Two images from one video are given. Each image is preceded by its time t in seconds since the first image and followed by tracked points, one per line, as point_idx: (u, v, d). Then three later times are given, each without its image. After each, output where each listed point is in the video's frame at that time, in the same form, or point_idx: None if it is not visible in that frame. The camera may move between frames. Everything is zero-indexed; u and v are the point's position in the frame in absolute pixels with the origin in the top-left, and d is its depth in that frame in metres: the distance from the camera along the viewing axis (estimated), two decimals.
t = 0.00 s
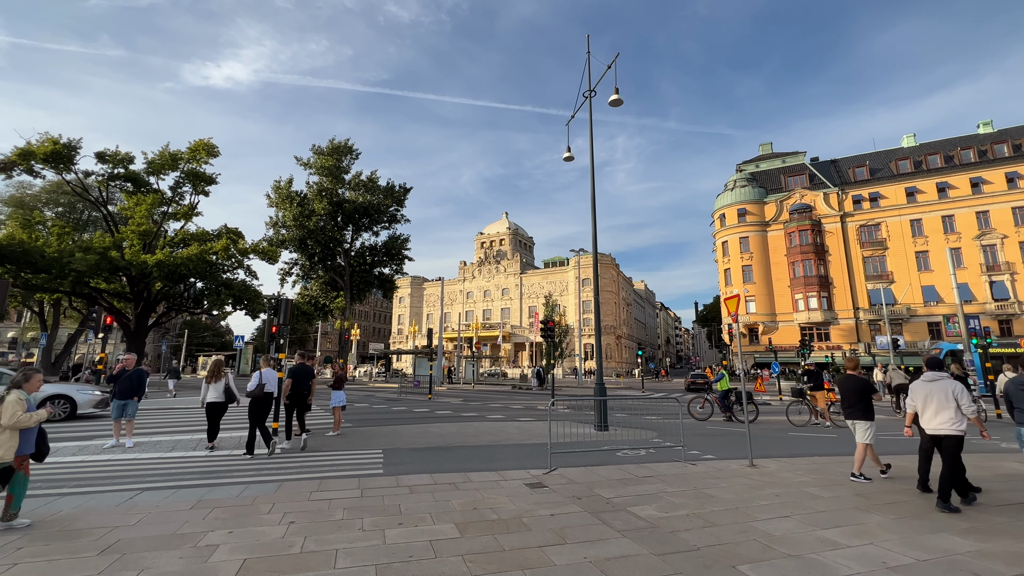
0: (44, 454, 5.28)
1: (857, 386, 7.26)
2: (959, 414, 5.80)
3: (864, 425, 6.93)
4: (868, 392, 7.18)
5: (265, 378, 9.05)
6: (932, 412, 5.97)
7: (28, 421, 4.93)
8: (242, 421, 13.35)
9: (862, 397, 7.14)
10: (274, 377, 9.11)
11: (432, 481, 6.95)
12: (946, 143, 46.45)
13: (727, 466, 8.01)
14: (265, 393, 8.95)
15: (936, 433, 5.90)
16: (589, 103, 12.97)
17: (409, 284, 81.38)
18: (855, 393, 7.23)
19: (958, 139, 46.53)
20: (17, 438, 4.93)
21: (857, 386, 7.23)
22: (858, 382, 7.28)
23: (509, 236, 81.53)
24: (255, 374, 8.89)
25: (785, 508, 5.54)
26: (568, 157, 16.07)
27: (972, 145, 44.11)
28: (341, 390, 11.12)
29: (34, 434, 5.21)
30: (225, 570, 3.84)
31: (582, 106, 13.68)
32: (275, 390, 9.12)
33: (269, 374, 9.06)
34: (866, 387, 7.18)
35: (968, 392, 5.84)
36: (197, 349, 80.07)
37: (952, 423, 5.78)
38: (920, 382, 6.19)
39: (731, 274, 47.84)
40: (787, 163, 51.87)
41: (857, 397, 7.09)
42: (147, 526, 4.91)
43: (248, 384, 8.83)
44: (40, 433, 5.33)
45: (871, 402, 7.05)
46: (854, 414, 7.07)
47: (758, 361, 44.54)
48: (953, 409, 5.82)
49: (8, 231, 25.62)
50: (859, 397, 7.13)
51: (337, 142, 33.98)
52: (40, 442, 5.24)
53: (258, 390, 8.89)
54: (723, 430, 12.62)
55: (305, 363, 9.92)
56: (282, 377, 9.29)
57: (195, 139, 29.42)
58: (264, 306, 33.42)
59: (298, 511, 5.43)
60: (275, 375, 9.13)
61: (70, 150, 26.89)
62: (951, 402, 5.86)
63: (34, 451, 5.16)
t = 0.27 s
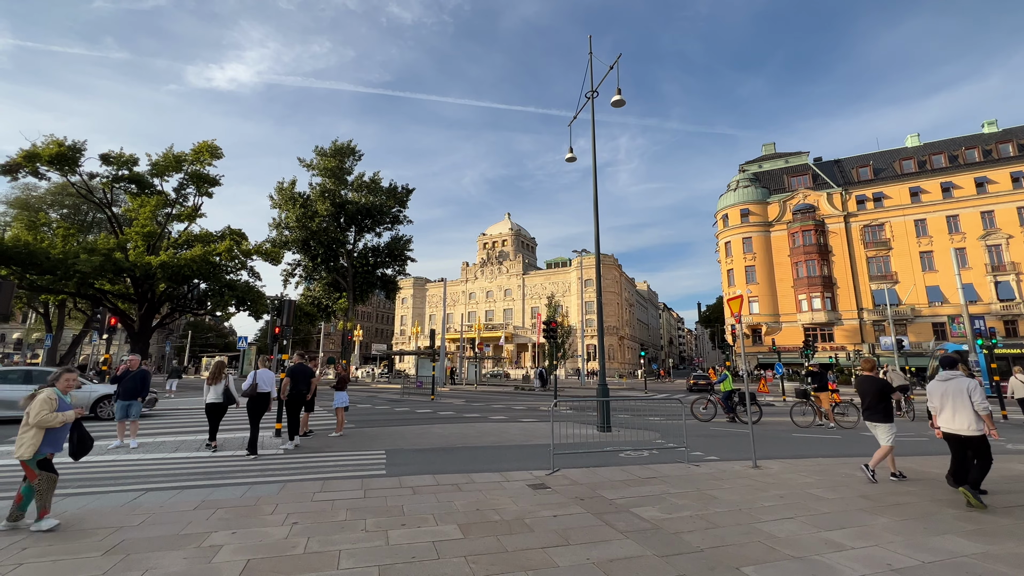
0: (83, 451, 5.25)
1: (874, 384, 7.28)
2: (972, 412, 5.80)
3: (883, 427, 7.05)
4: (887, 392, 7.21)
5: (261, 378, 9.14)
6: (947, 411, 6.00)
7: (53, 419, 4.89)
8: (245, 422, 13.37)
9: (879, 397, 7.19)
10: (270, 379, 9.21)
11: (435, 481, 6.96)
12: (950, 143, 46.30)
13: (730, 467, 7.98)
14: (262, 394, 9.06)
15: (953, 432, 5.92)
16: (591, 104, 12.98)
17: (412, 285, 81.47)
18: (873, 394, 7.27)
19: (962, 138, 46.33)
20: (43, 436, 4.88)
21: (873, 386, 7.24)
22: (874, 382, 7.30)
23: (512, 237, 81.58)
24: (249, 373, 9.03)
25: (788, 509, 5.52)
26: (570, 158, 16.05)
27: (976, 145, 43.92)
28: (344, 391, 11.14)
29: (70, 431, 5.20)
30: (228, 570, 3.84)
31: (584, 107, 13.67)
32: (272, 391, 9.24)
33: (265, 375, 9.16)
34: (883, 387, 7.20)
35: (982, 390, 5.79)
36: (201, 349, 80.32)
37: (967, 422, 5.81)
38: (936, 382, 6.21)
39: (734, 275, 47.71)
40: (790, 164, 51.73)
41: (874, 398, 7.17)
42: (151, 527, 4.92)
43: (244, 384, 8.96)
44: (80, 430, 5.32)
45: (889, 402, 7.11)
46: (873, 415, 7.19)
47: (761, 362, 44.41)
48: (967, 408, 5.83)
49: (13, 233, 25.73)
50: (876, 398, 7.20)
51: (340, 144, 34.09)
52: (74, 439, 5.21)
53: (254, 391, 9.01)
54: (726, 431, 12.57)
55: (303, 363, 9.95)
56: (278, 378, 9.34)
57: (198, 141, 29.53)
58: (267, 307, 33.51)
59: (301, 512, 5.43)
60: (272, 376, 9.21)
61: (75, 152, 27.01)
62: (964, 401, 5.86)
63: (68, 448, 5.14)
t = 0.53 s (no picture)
0: (114, 450, 5.33)
1: (892, 384, 7.30)
2: (990, 414, 5.76)
3: (901, 427, 7.12)
4: (905, 391, 7.23)
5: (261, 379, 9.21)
6: (966, 413, 5.98)
7: (86, 423, 4.89)
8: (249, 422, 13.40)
9: (897, 396, 7.21)
10: (270, 379, 9.24)
11: (439, 482, 6.96)
12: (956, 142, 46.04)
13: (735, 468, 7.96)
14: (260, 394, 9.12)
15: (972, 434, 5.88)
16: (594, 104, 12.98)
17: (415, 286, 81.60)
18: (891, 393, 7.29)
19: (968, 138, 46.05)
20: (75, 439, 4.89)
21: (891, 386, 7.25)
22: (892, 381, 7.31)
23: (515, 237, 81.62)
24: (248, 372, 9.11)
25: (793, 511, 5.49)
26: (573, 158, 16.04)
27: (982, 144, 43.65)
28: (348, 391, 11.15)
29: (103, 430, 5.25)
30: (233, 570, 3.85)
31: (586, 107, 13.68)
32: (271, 391, 9.29)
33: (264, 376, 9.21)
34: (901, 387, 7.22)
35: (1002, 391, 5.73)
36: (205, 350, 80.69)
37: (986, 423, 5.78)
38: (960, 383, 6.18)
39: (738, 275, 47.56)
40: (794, 163, 51.53)
41: (891, 398, 7.20)
42: (157, 526, 4.95)
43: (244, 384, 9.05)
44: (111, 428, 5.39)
45: (908, 401, 7.14)
46: (890, 415, 7.24)
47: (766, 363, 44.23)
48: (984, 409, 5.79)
49: (20, 235, 25.89)
50: (894, 398, 7.22)
51: (344, 145, 34.21)
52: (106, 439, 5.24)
53: (253, 391, 9.08)
54: (730, 432, 12.52)
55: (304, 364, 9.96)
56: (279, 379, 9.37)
57: (203, 143, 29.68)
58: (272, 308, 33.62)
59: (305, 513, 5.45)
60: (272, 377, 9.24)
61: (81, 155, 27.17)
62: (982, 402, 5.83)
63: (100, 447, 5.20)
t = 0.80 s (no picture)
0: (148, 449, 5.29)
1: (916, 386, 7.27)
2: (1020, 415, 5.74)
3: (922, 429, 7.06)
4: (928, 394, 7.20)
5: (264, 379, 9.31)
6: (992, 414, 5.96)
7: (104, 421, 4.89)
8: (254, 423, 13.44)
9: (920, 400, 7.17)
10: (272, 379, 9.28)
11: (444, 482, 6.97)
12: (963, 141, 45.70)
13: (740, 469, 7.92)
14: (262, 394, 9.17)
15: (1001, 435, 5.85)
16: (598, 104, 12.98)
17: (419, 287, 81.78)
18: (913, 396, 7.25)
19: (975, 136, 45.65)
20: (99, 438, 4.93)
21: (916, 388, 7.22)
22: (917, 385, 7.28)
23: (519, 238, 81.65)
24: (251, 372, 9.16)
25: (799, 512, 5.46)
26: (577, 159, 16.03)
27: (990, 143, 43.26)
28: (353, 393, 11.15)
29: (136, 428, 5.26)
30: (239, 569, 3.88)
31: (591, 107, 13.66)
32: (273, 391, 9.32)
33: (266, 376, 9.26)
34: (925, 390, 7.18)
35: None
36: (211, 351, 81.20)
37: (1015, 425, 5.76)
38: (984, 383, 6.18)
39: (743, 275, 47.37)
40: (800, 163, 51.28)
41: (915, 400, 7.16)
42: (163, 526, 4.98)
43: (247, 384, 9.17)
44: (146, 427, 5.35)
45: (930, 405, 7.11)
46: (911, 417, 7.18)
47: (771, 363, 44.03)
48: (1014, 411, 5.78)
49: (28, 237, 26.14)
50: (917, 401, 7.18)
51: (348, 146, 34.35)
52: (137, 439, 5.24)
53: (255, 391, 9.15)
54: (735, 433, 12.47)
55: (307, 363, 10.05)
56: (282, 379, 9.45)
57: (208, 145, 29.86)
58: (277, 308, 33.77)
59: (310, 513, 5.47)
60: (275, 377, 9.33)
61: (88, 157, 27.40)
62: (1011, 404, 5.81)
63: (131, 446, 5.19)
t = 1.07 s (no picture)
0: (177, 453, 5.11)
1: (941, 386, 7.24)
2: None
3: (948, 429, 7.03)
4: (953, 394, 7.17)
5: (267, 379, 9.36)
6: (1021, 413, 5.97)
7: (125, 423, 4.83)
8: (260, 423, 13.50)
9: (946, 398, 7.15)
10: (275, 379, 9.31)
11: (449, 483, 6.98)
12: (972, 139, 45.26)
13: (746, 470, 7.88)
14: (265, 394, 9.21)
15: None
16: (603, 104, 12.96)
17: (424, 288, 81.94)
18: (938, 395, 7.23)
19: (984, 134, 45.21)
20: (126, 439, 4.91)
21: (942, 387, 7.20)
22: (942, 383, 7.27)
23: (524, 238, 81.64)
24: (255, 371, 9.20)
25: (806, 513, 5.43)
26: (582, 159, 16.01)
27: (999, 141, 42.83)
28: (358, 393, 11.17)
29: (166, 431, 5.14)
30: (245, 569, 3.90)
31: (595, 107, 13.64)
32: (276, 391, 9.35)
33: (269, 376, 9.31)
34: (951, 389, 7.15)
35: None
36: (218, 351, 81.69)
37: None
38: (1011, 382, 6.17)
39: (749, 275, 47.14)
40: (806, 161, 50.95)
41: (941, 399, 7.13)
42: (171, 525, 5.00)
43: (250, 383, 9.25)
44: (176, 430, 5.18)
45: (956, 404, 7.10)
46: (936, 417, 7.16)
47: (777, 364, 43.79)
48: None
49: (38, 239, 26.41)
50: (942, 400, 7.15)
51: (353, 148, 34.46)
52: (168, 441, 5.10)
53: (258, 391, 9.20)
54: (741, 433, 12.41)
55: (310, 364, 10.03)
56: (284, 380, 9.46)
57: (215, 147, 30.05)
58: (282, 309, 33.92)
59: (316, 512, 5.49)
60: (277, 377, 9.35)
61: (96, 159, 27.65)
62: None
63: (160, 449, 5.05)
